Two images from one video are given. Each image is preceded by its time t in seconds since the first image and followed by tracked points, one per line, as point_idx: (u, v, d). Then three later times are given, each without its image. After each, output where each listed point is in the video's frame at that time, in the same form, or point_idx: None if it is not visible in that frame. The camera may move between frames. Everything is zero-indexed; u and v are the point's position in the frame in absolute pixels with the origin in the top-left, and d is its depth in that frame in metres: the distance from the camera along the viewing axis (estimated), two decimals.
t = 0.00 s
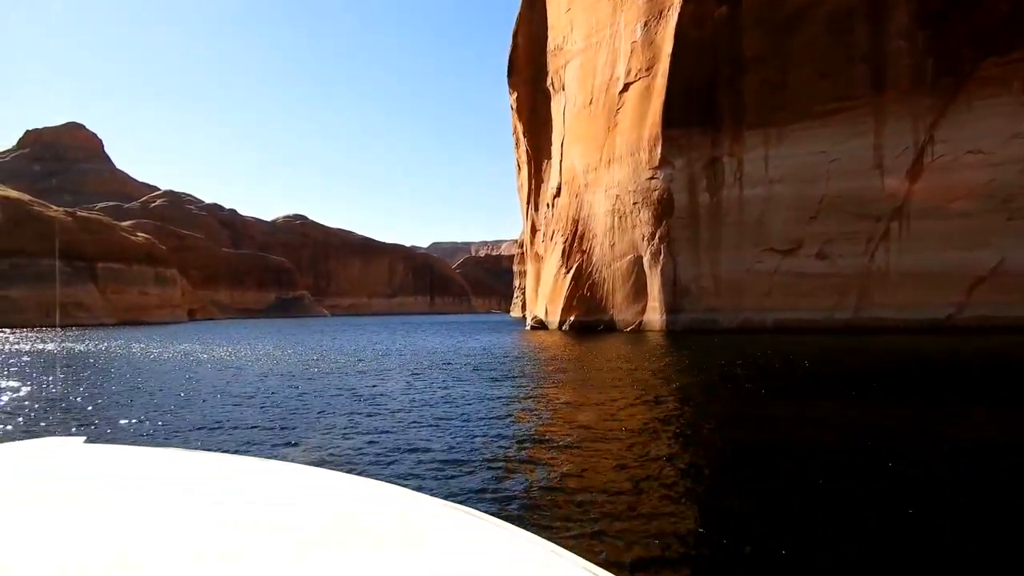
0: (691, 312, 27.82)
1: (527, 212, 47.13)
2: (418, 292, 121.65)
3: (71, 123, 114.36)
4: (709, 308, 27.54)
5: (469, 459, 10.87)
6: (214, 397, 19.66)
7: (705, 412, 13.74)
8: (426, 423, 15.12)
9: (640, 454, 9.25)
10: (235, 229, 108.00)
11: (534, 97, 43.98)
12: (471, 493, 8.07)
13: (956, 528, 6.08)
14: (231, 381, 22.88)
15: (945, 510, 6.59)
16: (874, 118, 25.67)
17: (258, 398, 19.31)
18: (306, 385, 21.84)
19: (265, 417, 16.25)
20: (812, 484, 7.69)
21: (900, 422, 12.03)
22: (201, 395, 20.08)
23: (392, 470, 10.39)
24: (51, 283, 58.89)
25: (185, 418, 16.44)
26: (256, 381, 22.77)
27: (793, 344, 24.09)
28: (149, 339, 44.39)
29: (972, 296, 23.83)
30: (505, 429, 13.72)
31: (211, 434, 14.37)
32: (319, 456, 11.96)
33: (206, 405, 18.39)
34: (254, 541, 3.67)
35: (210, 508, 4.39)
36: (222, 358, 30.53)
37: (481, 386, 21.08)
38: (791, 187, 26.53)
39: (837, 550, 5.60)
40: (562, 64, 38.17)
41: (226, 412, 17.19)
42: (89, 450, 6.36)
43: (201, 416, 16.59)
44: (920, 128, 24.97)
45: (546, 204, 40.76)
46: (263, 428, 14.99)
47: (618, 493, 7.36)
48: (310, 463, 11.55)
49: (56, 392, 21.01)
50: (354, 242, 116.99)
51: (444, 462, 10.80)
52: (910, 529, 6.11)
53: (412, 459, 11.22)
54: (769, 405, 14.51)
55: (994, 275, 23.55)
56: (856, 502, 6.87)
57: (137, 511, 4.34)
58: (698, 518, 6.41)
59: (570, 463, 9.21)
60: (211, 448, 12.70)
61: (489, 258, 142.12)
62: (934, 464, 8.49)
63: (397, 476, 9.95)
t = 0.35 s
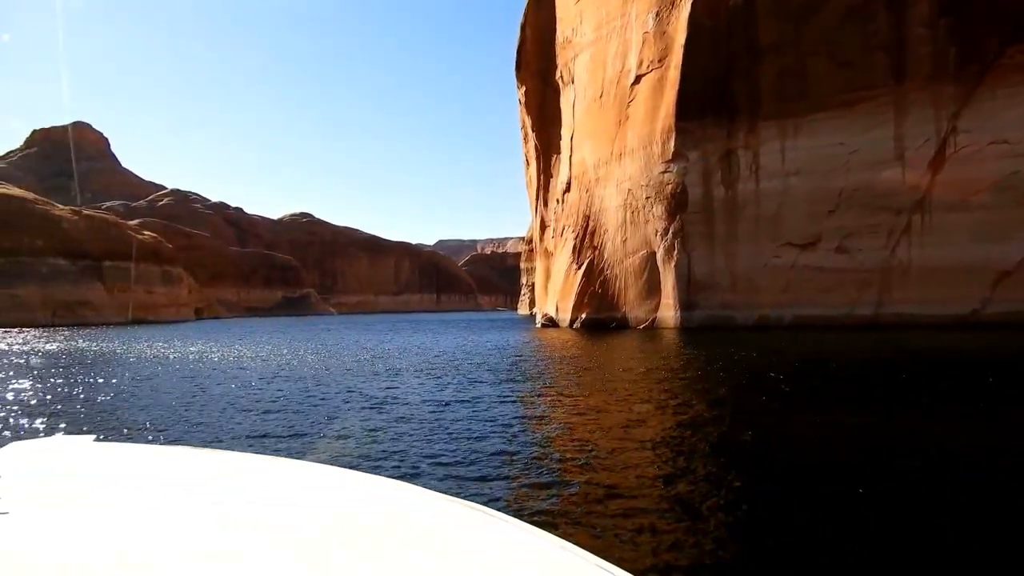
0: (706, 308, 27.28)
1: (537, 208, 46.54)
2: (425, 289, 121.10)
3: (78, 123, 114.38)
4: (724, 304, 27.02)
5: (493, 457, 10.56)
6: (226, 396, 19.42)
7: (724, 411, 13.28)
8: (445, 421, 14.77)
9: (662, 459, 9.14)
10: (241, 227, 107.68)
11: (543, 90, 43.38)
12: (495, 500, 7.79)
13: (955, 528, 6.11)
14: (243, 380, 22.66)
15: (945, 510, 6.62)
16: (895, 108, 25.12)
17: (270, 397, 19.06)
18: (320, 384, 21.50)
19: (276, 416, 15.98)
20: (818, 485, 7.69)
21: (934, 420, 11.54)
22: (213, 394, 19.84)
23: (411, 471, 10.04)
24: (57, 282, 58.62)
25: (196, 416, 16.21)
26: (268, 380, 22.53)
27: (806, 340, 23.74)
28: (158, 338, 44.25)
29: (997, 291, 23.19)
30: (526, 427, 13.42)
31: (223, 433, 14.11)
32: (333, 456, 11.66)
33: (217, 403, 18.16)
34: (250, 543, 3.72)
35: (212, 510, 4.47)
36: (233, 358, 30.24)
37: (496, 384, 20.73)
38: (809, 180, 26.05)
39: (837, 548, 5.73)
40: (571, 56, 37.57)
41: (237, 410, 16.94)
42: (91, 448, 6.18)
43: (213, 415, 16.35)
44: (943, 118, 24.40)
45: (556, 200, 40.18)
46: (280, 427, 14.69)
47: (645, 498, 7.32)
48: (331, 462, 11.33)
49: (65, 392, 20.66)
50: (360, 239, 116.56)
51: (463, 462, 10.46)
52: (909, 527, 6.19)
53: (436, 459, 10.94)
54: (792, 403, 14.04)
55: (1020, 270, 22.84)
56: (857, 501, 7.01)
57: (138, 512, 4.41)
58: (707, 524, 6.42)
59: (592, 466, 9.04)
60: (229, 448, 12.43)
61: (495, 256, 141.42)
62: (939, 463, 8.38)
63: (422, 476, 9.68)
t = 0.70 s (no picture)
0: (736, 308, 26.60)
1: (557, 207, 45.99)
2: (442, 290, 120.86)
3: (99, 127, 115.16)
4: (754, 304, 26.40)
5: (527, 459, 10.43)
6: (248, 396, 19.26)
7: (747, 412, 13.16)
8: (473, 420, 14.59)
9: (694, 463, 9.09)
10: (259, 229, 107.95)
11: (563, 86, 42.72)
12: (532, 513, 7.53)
13: (955, 528, 6.41)
14: (264, 381, 22.47)
15: (945, 510, 6.90)
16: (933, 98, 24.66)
17: (293, 397, 18.87)
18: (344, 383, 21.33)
19: (299, 417, 15.76)
20: (819, 485, 7.93)
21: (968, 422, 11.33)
22: (234, 394, 19.69)
23: (439, 475, 9.76)
24: (77, 283, 58.67)
25: (220, 417, 16.07)
26: (290, 380, 22.33)
27: (828, 338, 23.50)
28: (176, 340, 44.11)
29: None
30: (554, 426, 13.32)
31: (246, 434, 13.93)
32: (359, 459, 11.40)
33: (239, 404, 18.00)
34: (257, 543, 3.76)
35: (224, 513, 4.41)
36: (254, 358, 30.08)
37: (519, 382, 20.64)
38: (842, 175, 25.52)
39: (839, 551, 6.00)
40: (592, 52, 36.87)
41: (259, 411, 16.75)
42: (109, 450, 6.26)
43: (235, 416, 16.18)
44: (983, 109, 24.04)
45: (578, 199, 39.55)
46: (309, 427, 14.49)
47: (673, 502, 7.56)
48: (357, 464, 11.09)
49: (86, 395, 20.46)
50: (378, 241, 116.61)
51: (492, 466, 10.14)
52: (907, 527, 6.51)
53: (471, 460, 10.80)
54: (821, 404, 13.84)
55: None
56: (856, 501, 7.34)
57: (148, 515, 4.38)
58: (728, 534, 6.51)
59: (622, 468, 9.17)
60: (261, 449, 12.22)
61: (512, 256, 141.05)
62: (945, 463, 8.57)
63: (458, 480, 9.44)
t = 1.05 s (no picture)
0: (794, 307, 26.63)
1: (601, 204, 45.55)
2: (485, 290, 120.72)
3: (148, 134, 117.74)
4: (813, 303, 26.54)
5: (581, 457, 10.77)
6: (293, 397, 19.39)
7: (778, 412, 13.56)
8: (524, 416, 14.94)
9: (741, 480, 8.92)
10: (304, 232, 109.27)
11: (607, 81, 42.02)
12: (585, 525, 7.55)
13: (953, 528, 6.92)
14: (308, 381, 22.62)
15: (945, 510, 7.44)
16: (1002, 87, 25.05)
17: (337, 398, 18.95)
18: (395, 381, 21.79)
19: (345, 419, 15.83)
20: (825, 486, 8.59)
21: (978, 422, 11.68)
22: (280, 396, 19.85)
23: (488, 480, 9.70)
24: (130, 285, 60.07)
25: (267, 420, 16.21)
26: (333, 380, 22.44)
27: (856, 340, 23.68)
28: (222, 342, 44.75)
29: None
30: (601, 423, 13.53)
31: (293, 438, 13.99)
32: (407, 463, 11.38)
33: (285, 406, 18.13)
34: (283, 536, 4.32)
35: (251, 509, 4.92)
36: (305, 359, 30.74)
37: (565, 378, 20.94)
38: (903, 167, 26.03)
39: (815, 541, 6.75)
40: (636, 46, 36.27)
41: (306, 413, 16.85)
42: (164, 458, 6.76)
43: (282, 418, 16.29)
44: None
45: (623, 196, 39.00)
46: (367, 426, 14.93)
47: (697, 511, 7.79)
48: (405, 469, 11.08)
49: (149, 395, 21.14)
50: (420, 242, 117.12)
51: (540, 472, 10.03)
52: (897, 521, 7.20)
53: (518, 464, 10.71)
54: (844, 403, 14.23)
55: None
56: (850, 498, 8.07)
57: (178, 511, 4.96)
58: (739, 532, 7.05)
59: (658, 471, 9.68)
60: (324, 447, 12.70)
61: (553, 256, 140.27)
62: (945, 464, 9.18)
63: (516, 479, 9.73)
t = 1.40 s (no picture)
0: (870, 307, 26.46)
1: (662, 201, 44.68)
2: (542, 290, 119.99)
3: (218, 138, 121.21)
4: (891, 303, 26.38)
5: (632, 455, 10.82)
6: (344, 396, 19.46)
7: (801, 413, 13.70)
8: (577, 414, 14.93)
9: (788, 483, 8.85)
10: (364, 231, 110.73)
11: (669, 75, 41.09)
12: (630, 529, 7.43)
13: (944, 525, 7.14)
14: (359, 380, 22.68)
15: (946, 509, 7.61)
16: None
17: (385, 397, 18.91)
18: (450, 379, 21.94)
19: (394, 419, 15.72)
20: (825, 482, 8.84)
21: (981, 425, 12.04)
22: (331, 394, 19.93)
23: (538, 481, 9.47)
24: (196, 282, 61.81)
25: (317, 418, 16.24)
26: (383, 380, 22.43)
27: (897, 346, 23.35)
28: (278, 340, 45.52)
29: None
30: (650, 424, 13.20)
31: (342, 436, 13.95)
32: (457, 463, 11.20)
33: (335, 404, 18.18)
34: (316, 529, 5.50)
35: (289, 509, 6.10)
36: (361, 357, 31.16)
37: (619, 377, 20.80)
38: (994, 158, 26.03)
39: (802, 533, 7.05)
40: (702, 38, 36.40)
41: (355, 412, 16.80)
42: (211, 472, 7.42)
43: (332, 417, 16.30)
44: None
45: (686, 192, 38.49)
46: (422, 423, 15.10)
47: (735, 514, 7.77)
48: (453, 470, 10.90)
49: (212, 392, 21.64)
50: (478, 241, 117.34)
51: (589, 477, 9.71)
52: (886, 514, 7.50)
53: (567, 467, 10.45)
54: (861, 407, 14.43)
55: None
56: (844, 488, 8.51)
57: (234, 507, 6.17)
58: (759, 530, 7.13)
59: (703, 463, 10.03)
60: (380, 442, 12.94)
61: (611, 255, 138.60)
62: (946, 464, 9.45)
63: (566, 479, 9.75)
